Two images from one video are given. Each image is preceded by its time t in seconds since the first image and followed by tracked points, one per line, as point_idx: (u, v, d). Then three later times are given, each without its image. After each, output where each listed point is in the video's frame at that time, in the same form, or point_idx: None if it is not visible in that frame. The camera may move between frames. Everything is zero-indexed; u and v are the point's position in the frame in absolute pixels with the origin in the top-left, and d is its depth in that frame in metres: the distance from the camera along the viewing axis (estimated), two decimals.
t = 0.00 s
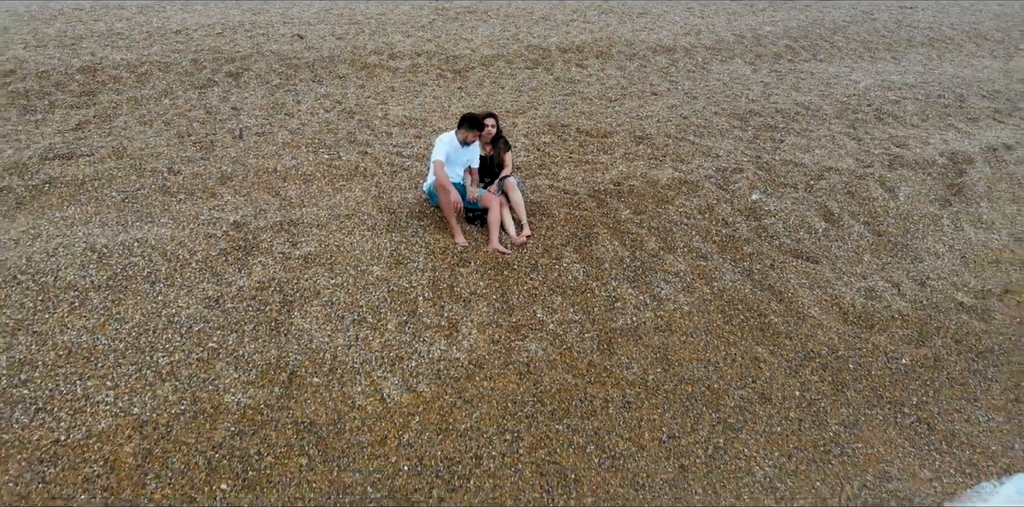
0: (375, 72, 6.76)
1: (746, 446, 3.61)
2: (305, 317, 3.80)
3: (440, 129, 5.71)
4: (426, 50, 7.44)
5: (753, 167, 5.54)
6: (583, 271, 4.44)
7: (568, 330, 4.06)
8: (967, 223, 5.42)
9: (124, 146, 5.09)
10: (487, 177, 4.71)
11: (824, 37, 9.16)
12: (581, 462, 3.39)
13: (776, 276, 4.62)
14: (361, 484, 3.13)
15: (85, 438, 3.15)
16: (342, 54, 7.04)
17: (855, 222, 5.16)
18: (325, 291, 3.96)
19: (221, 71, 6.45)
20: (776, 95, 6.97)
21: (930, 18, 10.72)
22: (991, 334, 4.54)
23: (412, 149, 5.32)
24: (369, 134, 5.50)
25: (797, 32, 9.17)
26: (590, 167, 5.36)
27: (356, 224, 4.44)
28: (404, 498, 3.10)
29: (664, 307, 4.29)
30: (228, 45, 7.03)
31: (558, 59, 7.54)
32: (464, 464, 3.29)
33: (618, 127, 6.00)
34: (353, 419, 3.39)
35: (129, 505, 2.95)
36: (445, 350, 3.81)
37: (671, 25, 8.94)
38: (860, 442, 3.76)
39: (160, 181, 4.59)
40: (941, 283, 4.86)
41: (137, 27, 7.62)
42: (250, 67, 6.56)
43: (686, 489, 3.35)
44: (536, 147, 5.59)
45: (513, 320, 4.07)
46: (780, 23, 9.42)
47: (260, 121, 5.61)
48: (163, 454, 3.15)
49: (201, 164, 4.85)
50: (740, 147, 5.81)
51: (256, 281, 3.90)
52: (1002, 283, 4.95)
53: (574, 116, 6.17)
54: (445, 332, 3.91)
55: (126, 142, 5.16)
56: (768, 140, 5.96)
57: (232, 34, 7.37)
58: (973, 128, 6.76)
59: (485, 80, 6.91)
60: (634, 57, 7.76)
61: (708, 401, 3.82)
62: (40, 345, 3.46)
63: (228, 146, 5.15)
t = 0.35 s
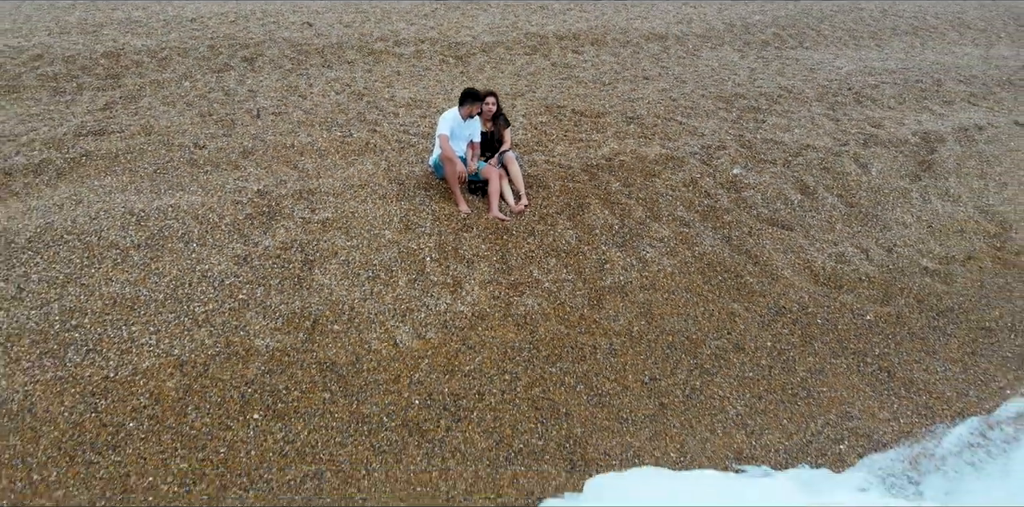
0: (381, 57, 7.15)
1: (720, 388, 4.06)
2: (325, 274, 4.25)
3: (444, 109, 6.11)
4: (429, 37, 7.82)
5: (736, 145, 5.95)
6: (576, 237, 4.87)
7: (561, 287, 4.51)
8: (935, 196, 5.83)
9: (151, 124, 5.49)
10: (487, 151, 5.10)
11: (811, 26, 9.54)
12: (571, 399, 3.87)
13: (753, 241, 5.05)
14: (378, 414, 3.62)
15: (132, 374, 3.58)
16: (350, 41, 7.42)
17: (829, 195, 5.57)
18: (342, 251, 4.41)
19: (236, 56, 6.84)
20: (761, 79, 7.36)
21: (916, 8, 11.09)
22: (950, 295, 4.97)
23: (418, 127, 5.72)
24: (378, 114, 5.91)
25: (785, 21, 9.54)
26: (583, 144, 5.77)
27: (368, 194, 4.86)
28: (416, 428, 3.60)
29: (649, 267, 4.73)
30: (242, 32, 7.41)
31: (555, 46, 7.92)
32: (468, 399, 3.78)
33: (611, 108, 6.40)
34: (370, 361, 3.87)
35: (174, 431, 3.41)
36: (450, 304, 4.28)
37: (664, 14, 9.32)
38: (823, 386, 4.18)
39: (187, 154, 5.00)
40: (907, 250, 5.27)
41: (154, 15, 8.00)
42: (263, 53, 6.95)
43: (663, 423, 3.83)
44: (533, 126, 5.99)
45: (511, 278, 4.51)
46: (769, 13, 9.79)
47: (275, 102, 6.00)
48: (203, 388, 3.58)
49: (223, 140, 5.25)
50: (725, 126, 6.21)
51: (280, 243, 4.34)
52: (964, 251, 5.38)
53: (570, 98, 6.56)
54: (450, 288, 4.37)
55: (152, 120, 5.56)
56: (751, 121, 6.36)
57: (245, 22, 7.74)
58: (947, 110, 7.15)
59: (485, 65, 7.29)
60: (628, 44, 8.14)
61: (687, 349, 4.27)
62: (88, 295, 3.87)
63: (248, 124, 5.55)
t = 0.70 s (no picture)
0: (388, 42, 7.60)
1: (695, 332, 4.57)
2: (343, 232, 4.76)
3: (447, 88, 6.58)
4: (433, 23, 8.27)
5: (718, 122, 6.43)
6: (568, 202, 5.36)
7: (555, 246, 5.01)
8: (902, 168, 6.31)
9: (178, 101, 5.96)
10: (487, 125, 5.58)
11: (797, 14, 9.99)
12: (562, 340, 4.40)
13: (730, 208, 5.54)
14: (393, 350, 4.16)
15: (176, 314, 4.08)
16: (358, 27, 7.87)
17: (802, 167, 6.06)
18: (358, 213, 4.91)
19: (252, 41, 7.30)
20: (745, 63, 7.82)
21: None
22: (910, 256, 5.46)
23: (424, 104, 6.20)
24: (387, 93, 6.38)
25: (772, 9, 9.99)
26: (577, 120, 6.25)
27: (379, 163, 5.35)
28: (425, 363, 4.13)
29: (634, 229, 5.23)
30: (256, 19, 7.87)
31: (552, 31, 8.37)
32: (471, 339, 4.31)
33: (603, 88, 6.87)
34: (385, 306, 4.38)
35: (215, 362, 3.92)
36: (455, 259, 4.79)
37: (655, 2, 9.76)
38: (789, 332, 4.68)
39: (214, 128, 5.48)
40: (872, 216, 5.75)
41: (172, 3, 8.45)
42: (277, 38, 7.41)
43: (643, 360, 4.35)
44: (530, 104, 6.47)
45: (509, 238, 5.02)
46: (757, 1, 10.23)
47: (291, 82, 6.47)
48: (239, 327, 4.09)
49: (246, 116, 5.73)
50: (708, 105, 6.69)
51: (302, 205, 4.84)
52: (925, 217, 5.87)
53: (565, 79, 7.03)
54: (455, 246, 4.87)
55: (178, 98, 6.03)
56: (733, 100, 6.84)
57: (259, 9, 8.19)
58: (920, 92, 7.61)
59: (486, 49, 7.74)
60: (621, 30, 8.59)
61: (666, 299, 4.78)
62: (133, 247, 4.36)
63: (267, 102, 6.02)
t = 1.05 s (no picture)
0: (393, 28, 8.02)
1: (676, 289, 5.03)
2: (356, 199, 5.21)
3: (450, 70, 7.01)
4: (435, 11, 8.68)
5: (703, 102, 6.86)
6: (563, 173, 5.80)
7: (550, 212, 5.46)
8: (875, 144, 6.75)
9: (199, 81, 6.39)
10: (488, 103, 6.00)
11: (784, 3, 10.40)
12: (555, 294, 4.87)
13: (712, 179, 6.00)
14: (403, 301, 4.63)
15: (208, 268, 4.53)
16: (364, 14, 8.29)
17: (781, 143, 6.51)
18: (369, 181, 5.37)
19: (265, 27, 7.72)
20: (731, 48, 8.25)
21: None
22: (878, 223, 5.90)
23: (428, 85, 6.64)
24: (393, 75, 6.82)
25: None
26: (571, 100, 6.69)
27: (388, 137, 5.80)
28: (432, 312, 4.60)
29: (623, 198, 5.68)
30: (268, 6, 8.29)
31: (549, 19, 8.79)
32: (473, 293, 4.78)
33: (596, 71, 7.30)
34: (395, 264, 4.84)
35: (244, 309, 4.38)
36: (458, 223, 5.24)
37: None
38: (762, 289, 5.13)
39: (235, 106, 5.93)
40: (845, 188, 6.20)
41: None
42: (289, 24, 7.83)
43: (629, 312, 4.82)
44: (527, 85, 6.91)
45: (508, 205, 5.46)
46: None
47: (303, 65, 6.90)
48: (265, 280, 4.55)
49: (263, 95, 6.17)
50: (694, 87, 7.13)
51: (318, 174, 5.31)
52: (895, 189, 6.31)
53: (560, 63, 7.47)
54: (458, 212, 5.32)
55: (199, 79, 6.46)
56: (718, 83, 7.27)
57: None
58: (897, 75, 8.05)
59: (486, 35, 8.16)
60: (615, 18, 9.01)
61: (651, 259, 5.23)
62: (167, 210, 4.81)
63: (282, 83, 6.46)
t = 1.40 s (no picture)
0: (399, 13, 8.51)
1: (659, 246, 5.57)
2: (369, 165, 5.73)
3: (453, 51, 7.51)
4: None
5: (689, 80, 7.37)
6: (558, 144, 6.32)
7: (545, 178, 5.98)
8: (849, 120, 7.27)
9: (221, 61, 6.90)
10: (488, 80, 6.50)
11: None
12: (549, 250, 5.40)
13: (695, 150, 6.52)
14: (413, 255, 5.16)
15: (239, 224, 5.06)
16: None
17: (760, 118, 7.03)
18: (381, 150, 5.89)
19: (279, 11, 8.21)
20: (718, 32, 8.74)
21: None
22: (848, 190, 6.42)
23: (433, 64, 7.15)
24: (400, 55, 7.32)
25: None
26: (566, 78, 7.20)
27: (397, 111, 6.31)
28: (440, 264, 5.14)
29: (612, 166, 6.20)
30: None
31: (546, 4, 9.27)
32: (476, 248, 5.31)
33: (590, 52, 7.80)
34: (405, 222, 5.37)
35: (272, 259, 4.91)
36: (462, 188, 5.76)
37: None
38: (738, 247, 5.67)
39: (255, 83, 6.43)
40: (818, 158, 6.72)
41: None
42: (301, 9, 8.32)
43: (616, 266, 5.36)
44: (525, 65, 7.41)
45: (507, 172, 5.98)
46: None
47: (316, 46, 7.41)
48: (289, 235, 5.08)
49: (281, 72, 6.68)
50: (681, 67, 7.63)
51: (335, 143, 5.83)
52: (866, 160, 6.82)
53: (557, 45, 7.96)
54: (462, 177, 5.84)
55: (221, 59, 6.96)
56: (703, 63, 7.78)
57: None
58: (873, 57, 8.55)
59: (486, 19, 8.65)
60: (609, 3, 9.50)
61: (637, 220, 5.76)
62: (199, 174, 5.34)
63: (297, 62, 6.96)
